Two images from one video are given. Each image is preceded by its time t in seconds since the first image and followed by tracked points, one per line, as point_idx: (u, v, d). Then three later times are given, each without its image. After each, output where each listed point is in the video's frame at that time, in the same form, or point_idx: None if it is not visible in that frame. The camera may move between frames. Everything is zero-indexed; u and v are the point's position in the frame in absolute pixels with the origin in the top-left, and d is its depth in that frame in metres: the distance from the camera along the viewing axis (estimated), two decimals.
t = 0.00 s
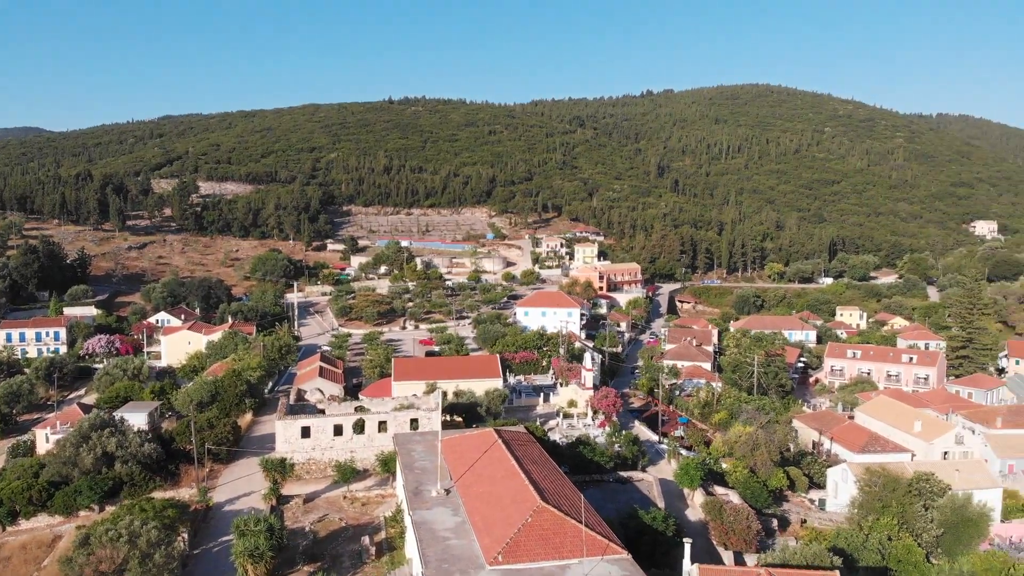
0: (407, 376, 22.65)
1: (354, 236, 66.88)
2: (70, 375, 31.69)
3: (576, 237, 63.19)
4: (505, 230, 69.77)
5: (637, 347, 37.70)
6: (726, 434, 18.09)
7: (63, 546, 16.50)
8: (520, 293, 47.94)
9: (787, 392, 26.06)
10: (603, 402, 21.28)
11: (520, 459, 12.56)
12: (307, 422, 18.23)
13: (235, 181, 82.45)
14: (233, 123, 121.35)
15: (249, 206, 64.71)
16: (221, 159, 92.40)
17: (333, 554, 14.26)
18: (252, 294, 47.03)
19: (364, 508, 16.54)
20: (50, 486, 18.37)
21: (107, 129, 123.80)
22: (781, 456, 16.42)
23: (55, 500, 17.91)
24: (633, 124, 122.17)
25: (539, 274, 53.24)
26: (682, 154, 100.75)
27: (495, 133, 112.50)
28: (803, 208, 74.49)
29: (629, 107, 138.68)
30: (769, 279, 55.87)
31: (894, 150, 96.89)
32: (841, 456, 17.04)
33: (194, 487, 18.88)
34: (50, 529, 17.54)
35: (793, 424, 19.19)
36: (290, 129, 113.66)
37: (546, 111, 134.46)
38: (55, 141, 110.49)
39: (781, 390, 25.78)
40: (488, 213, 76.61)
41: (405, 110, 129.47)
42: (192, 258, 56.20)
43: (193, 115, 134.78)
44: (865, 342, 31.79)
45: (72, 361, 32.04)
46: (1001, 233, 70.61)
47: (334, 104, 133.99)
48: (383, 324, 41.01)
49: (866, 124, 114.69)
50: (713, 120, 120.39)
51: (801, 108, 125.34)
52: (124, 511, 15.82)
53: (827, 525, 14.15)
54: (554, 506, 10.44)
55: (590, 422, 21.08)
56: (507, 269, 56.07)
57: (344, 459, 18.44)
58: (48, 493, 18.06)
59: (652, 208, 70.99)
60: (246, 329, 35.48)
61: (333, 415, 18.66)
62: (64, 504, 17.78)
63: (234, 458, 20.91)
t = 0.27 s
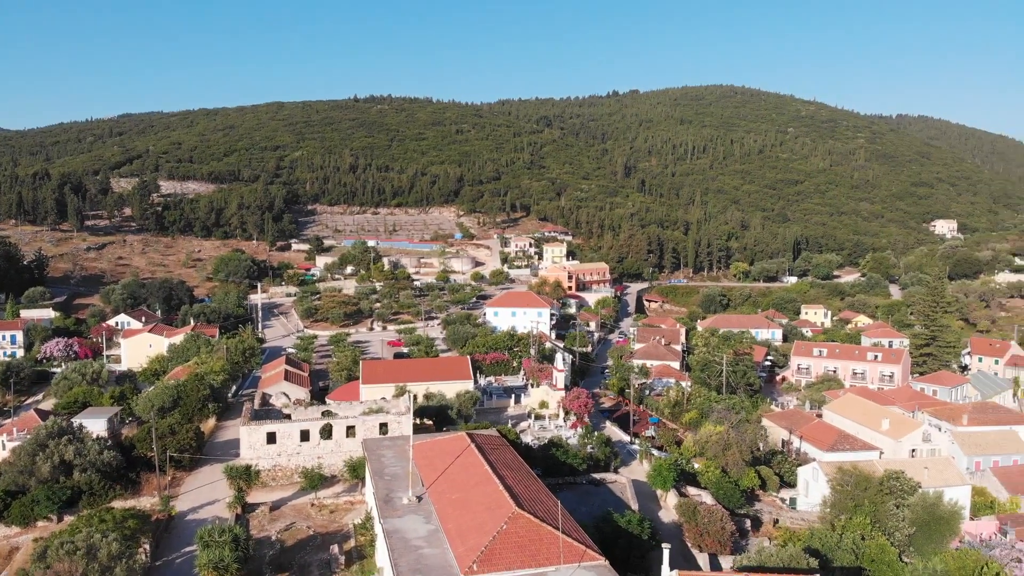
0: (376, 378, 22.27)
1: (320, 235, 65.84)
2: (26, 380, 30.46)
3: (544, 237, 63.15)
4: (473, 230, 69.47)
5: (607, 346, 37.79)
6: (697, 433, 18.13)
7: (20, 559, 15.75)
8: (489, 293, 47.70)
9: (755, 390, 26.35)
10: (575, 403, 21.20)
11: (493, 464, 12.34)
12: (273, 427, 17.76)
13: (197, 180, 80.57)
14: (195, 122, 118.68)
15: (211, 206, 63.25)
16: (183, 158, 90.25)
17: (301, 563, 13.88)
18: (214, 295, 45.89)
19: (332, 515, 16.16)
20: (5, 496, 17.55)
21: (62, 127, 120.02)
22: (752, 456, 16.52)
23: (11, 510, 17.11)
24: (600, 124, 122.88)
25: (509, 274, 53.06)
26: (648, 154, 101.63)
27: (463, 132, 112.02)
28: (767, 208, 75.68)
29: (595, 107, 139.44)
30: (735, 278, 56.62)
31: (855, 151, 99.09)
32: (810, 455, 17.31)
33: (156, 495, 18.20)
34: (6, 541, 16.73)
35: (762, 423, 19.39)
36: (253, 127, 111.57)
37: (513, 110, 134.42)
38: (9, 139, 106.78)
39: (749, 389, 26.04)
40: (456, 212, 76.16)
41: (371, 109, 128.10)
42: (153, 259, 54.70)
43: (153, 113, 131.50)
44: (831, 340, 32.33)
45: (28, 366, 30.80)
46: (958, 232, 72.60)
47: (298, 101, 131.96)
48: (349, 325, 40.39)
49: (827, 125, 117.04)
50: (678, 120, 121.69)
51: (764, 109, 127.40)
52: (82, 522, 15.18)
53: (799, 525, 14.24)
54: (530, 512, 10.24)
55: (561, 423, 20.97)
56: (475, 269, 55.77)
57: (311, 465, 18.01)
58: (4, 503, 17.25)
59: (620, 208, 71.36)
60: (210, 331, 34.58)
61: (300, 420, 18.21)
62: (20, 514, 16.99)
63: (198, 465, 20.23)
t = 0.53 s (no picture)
0: (342, 382, 21.84)
1: (284, 235, 64.60)
2: None
3: (512, 237, 62.94)
4: (440, 229, 69.00)
5: (575, 346, 37.77)
6: (667, 433, 18.14)
7: None
8: (456, 294, 47.33)
9: (722, 389, 26.59)
10: (546, 404, 21.06)
11: (465, 469, 12.10)
12: (236, 433, 17.27)
13: (156, 179, 78.48)
14: (155, 120, 115.74)
15: (172, 205, 61.62)
16: (142, 156, 87.87)
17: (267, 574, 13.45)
18: (175, 296, 44.65)
19: (298, 523, 15.72)
20: None
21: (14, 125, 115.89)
22: (723, 456, 16.57)
23: None
24: (566, 124, 123.27)
25: (476, 274, 52.77)
26: (614, 155, 102.28)
27: (429, 130, 111.26)
28: (730, 208, 76.69)
29: (562, 107, 139.86)
30: (700, 277, 57.24)
31: (817, 152, 101.06)
32: (780, 454, 17.47)
33: (115, 504, 17.45)
34: None
35: (732, 421, 19.54)
36: (214, 125, 109.20)
37: (479, 109, 134.03)
38: None
39: (716, 387, 26.25)
40: (423, 212, 75.48)
41: (336, 107, 126.45)
42: (111, 259, 53.05)
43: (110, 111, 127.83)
44: (796, 339, 32.81)
45: None
46: (917, 231, 74.41)
47: (261, 99, 129.56)
48: (314, 327, 39.66)
49: (789, 126, 119.11)
50: (643, 121, 122.71)
51: (728, 110, 129.18)
52: (36, 534, 14.48)
53: (770, 524, 14.34)
54: (505, 519, 10.04)
55: (532, 424, 20.84)
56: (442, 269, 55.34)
57: (276, 472, 17.54)
58: None
59: (587, 208, 71.56)
60: (171, 334, 33.58)
61: (264, 426, 17.73)
62: None
63: (158, 473, 19.48)
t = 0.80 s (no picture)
0: (308, 386, 21.38)
1: (247, 236, 63.27)
2: None
3: (479, 237, 62.69)
4: (407, 229, 68.38)
5: (544, 346, 37.71)
6: (638, 433, 18.12)
7: None
8: (424, 294, 46.91)
9: (691, 388, 26.76)
10: (516, 405, 20.91)
11: (437, 475, 11.87)
12: (199, 439, 16.74)
13: (115, 179, 76.21)
14: (112, 117, 112.48)
15: (131, 205, 59.88)
16: (98, 155, 85.28)
17: None
18: (134, 298, 43.34)
19: (264, 532, 15.27)
20: None
21: None
22: (694, 455, 16.63)
23: None
24: (533, 124, 123.42)
25: (444, 274, 52.41)
26: (580, 155, 102.70)
27: (395, 129, 110.25)
28: (695, 208, 77.61)
29: (528, 107, 140.01)
30: (666, 276, 57.77)
31: (780, 152, 102.91)
32: (749, 452, 17.64)
33: (73, 514, 16.69)
34: None
35: (701, 420, 19.66)
36: (174, 123, 106.59)
37: (445, 109, 133.34)
38: None
39: (685, 386, 26.40)
40: (389, 211, 74.69)
41: (299, 105, 124.50)
42: (66, 261, 51.28)
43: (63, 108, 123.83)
44: (762, 337, 33.21)
45: None
46: (876, 230, 76.22)
47: (222, 97, 126.88)
48: (279, 328, 38.85)
49: (752, 127, 121.09)
50: (609, 121, 123.50)
51: (692, 111, 130.80)
52: None
53: (742, 524, 14.38)
54: (480, 526, 9.84)
55: (503, 426, 20.66)
56: (409, 269, 54.82)
57: (241, 479, 17.03)
58: None
59: (554, 208, 71.66)
60: (130, 337, 32.54)
61: (228, 431, 17.21)
62: None
63: (118, 481, 18.70)
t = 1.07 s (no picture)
0: (273, 390, 20.88)
1: (209, 236, 61.85)
2: None
3: (447, 237, 62.31)
4: (373, 229, 67.62)
5: (513, 346, 37.58)
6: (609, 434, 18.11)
7: None
8: (390, 295, 46.39)
9: (660, 387, 26.88)
10: (487, 407, 20.71)
11: (409, 482, 11.62)
12: (160, 446, 16.20)
13: (71, 178, 73.84)
14: (67, 115, 109.05)
15: (88, 205, 58.07)
16: (53, 154, 82.58)
17: None
18: (92, 300, 41.97)
19: (229, 541, 14.81)
20: None
21: None
22: (666, 456, 16.67)
23: None
24: (500, 124, 123.29)
25: (411, 274, 51.95)
26: (547, 154, 102.87)
27: (360, 128, 109.00)
28: (661, 208, 78.34)
29: (494, 106, 139.81)
30: (633, 276, 58.15)
31: (744, 153, 104.47)
32: (718, 451, 17.76)
33: (31, 525, 15.96)
34: None
35: (671, 420, 19.74)
36: (133, 121, 103.83)
37: (411, 107, 132.36)
38: None
39: (654, 386, 26.49)
40: (354, 211, 73.74)
41: (262, 103, 122.31)
42: (20, 262, 49.44)
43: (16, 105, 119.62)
44: (728, 336, 33.56)
45: None
46: (837, 230, 77.86)
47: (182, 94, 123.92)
48: (242, 330, 37.98)
49: (716, 127, 122.81)
50: (575, 121, 123.98)
51: (657, 112, 132.05)
52: None
53: (715, 524, 14.45)
54: (453, 535, 9.64)
55: (474, 429, 20.45)
56: (376, 269, 54.21)
57: (204, 487, 16.52)
58: None
59: (521, 208, 71.59)
60: (87, 340, 31.45)
61: (190, 438, 16.70)
62: None
63: (76, 490, 17.90)
